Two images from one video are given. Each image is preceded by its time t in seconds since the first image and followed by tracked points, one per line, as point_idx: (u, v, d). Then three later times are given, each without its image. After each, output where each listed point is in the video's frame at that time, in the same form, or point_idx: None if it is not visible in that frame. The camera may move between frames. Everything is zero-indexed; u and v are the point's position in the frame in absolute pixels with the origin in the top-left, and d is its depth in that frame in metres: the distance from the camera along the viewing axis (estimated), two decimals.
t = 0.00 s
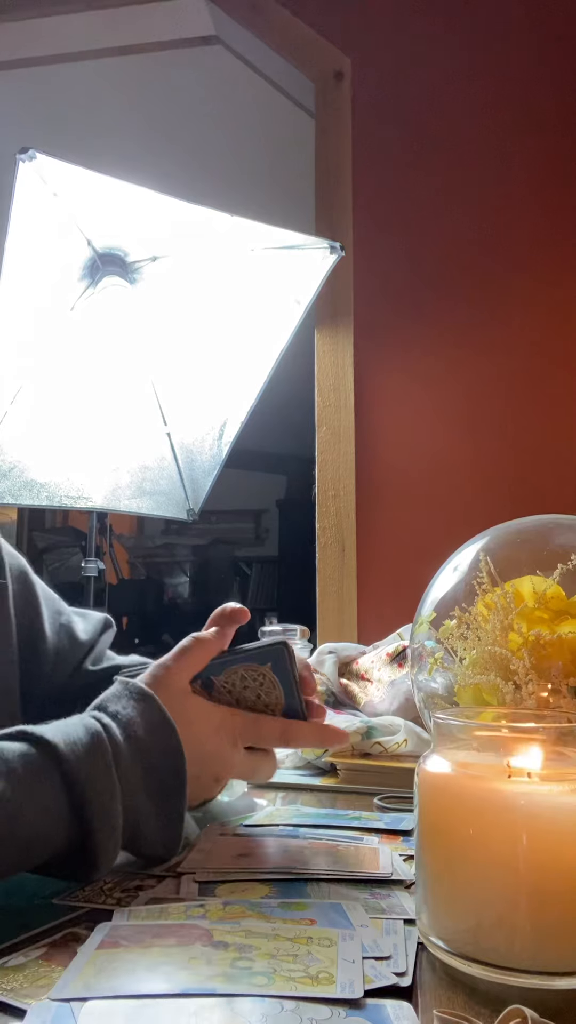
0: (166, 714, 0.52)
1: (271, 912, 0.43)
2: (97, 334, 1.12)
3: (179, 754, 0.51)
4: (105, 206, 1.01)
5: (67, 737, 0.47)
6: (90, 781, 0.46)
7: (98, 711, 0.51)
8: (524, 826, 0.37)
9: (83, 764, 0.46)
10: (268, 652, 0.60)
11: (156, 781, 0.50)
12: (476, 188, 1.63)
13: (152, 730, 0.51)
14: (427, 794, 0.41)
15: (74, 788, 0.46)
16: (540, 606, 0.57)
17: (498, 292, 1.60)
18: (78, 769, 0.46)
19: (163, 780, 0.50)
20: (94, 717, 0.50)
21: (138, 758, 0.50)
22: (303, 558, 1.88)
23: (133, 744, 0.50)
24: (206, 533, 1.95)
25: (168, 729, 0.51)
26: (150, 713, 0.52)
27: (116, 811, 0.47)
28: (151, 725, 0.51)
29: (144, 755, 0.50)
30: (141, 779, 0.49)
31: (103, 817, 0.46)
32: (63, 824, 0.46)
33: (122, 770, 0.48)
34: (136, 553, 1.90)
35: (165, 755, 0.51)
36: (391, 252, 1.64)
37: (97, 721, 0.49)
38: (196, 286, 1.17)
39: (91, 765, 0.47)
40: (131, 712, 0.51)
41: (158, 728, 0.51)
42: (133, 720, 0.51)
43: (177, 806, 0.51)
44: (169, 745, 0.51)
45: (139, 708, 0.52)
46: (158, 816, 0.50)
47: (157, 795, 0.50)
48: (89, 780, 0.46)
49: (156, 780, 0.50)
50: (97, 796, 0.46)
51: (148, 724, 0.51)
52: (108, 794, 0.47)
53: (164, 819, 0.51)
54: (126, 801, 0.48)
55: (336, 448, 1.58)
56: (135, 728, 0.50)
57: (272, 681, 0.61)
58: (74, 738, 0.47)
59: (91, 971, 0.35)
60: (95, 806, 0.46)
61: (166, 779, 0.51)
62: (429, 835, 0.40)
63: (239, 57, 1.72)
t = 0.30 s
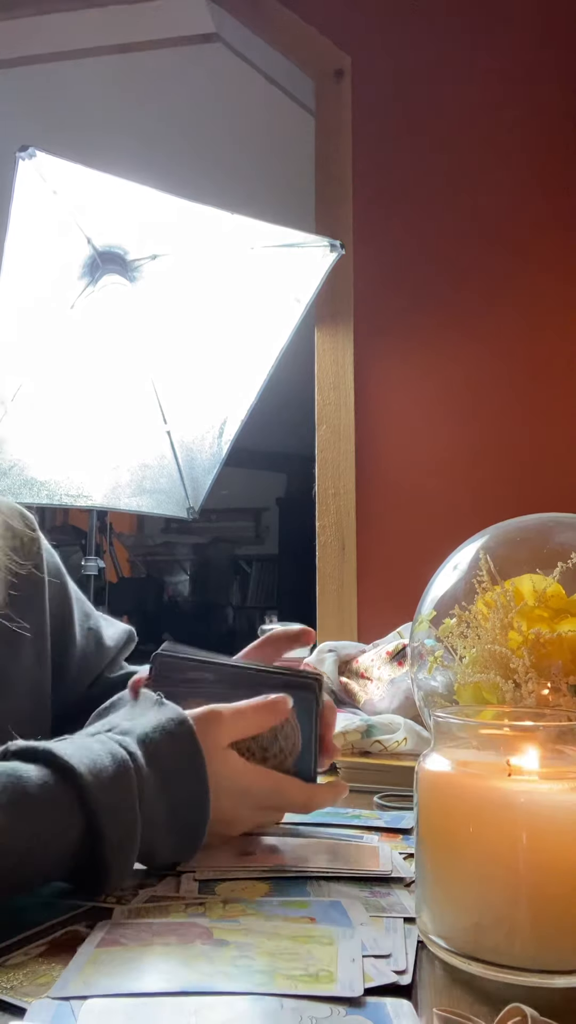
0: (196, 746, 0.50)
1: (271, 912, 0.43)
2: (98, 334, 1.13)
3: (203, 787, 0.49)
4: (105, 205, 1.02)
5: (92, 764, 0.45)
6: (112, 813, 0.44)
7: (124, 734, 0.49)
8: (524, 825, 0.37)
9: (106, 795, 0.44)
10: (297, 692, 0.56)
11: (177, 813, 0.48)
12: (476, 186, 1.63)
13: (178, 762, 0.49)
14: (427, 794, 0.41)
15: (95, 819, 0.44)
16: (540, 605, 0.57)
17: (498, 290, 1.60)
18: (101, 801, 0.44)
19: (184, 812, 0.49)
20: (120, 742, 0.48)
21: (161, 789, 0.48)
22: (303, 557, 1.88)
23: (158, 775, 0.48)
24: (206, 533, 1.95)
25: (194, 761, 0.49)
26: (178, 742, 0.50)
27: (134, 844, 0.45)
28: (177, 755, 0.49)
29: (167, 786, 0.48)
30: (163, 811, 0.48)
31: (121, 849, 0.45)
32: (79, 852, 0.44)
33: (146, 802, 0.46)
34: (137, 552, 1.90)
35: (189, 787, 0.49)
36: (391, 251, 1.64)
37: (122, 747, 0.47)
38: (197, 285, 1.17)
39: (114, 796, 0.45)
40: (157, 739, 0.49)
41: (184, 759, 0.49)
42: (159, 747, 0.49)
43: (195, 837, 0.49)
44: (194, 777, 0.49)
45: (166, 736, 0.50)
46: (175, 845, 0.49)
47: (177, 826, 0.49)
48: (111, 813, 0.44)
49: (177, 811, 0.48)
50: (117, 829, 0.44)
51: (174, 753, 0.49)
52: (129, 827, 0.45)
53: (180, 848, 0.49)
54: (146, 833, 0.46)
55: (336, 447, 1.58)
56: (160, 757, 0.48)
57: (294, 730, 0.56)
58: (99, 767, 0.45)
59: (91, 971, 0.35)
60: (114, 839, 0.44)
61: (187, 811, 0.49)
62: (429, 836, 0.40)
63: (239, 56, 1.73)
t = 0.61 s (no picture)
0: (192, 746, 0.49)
1: (270, 912, 0.43)
2: (98, 333, 1.14)
3: (202, 788, 0.49)
4: (105, 205, 1.02)
5: (86, 763, 0.46)
6: (106, 810, 0.44)
7: (122, 736, 0.49)
8: (524, 826, 0.37)
9: (100, 793, 0.45)
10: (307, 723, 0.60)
11: (176, 813, 0.48)
12: (477, 187, 1.63)
13: (175, 761, 0.49)
14: (427, 795, 0.41)
15: (89, 817, 0.44)
16: (540, 605, 0.57)
17: (498, 291, 1.60)
18: (95, 798, 0.44)
19: (184, 813, 0.48)
20: (117, 744, 0.48)
21: (159, 788, 0.47)
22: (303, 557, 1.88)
23: (155, 774, 0.47)
24: (206, 533, 1.95)
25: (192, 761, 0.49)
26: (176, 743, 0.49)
27: (130, 843, 0.45)
28: (175, 755, 0.49)
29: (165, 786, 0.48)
30: (161, 811, 0.47)
31: (117, 848, 0.45)
32: (76, 851, 0.44)
33: (142, 801, 0.46)
34: (137, 552, 1.87)
35: (188, 787, 0.48)
36: (391, 251, 1.64)
37: (118, 747, 0.48)
38: (197, 286, 1.17)
39: (109, 794, 0.45)
40: (154, 740, 0.49)
41: (182, 759, 0.49)
42: (156, 748, 0.49)
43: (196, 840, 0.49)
44: (192, 777, 0.49)
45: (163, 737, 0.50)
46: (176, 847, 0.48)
47: (177, 828, 0.48)
48: (105, 811, 0.44)
49: (176, 813, 0.48)
50: (112, 827, 0.44)
51: (173, 755, 0.49)
52: (124, 826, 0.45)
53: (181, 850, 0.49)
54: (143, 833, 0.46)
55: (336, 447, 1.58)
56: (158, 758, 0.48)
57: (304, 756, 0.59)
58: (93, 765, 0.46)
59: (90, 971, 0.35)
60: (109, 837, 0.44)
61: (186, 811, 0.48)
62: (429, 837, 0.40)
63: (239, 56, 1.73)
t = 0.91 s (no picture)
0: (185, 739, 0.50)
1: (270, 913, 0.43)
2: (98, 334, 1.14)
3: (196, 780, 0.50)
4: (105, 205, 1.03)
5: (82, 758, 0.46)
6: (104, 802, 0.45)
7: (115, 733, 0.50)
8: (524, 826, 0.37)
9: (97, 785, 0.45)
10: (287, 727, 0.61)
11: (171, 805, 0.49)
12: (477, 187, 1.63)
13: (168, 754, 0.49)
14: (427, 795, 0.41)
15: (87, 810, 0.44)
16: (540, 605, 0.57)
17: (499, 291, 1.60)
18: (92, 791, 0.45)
19: (179, 805, 0.49)
20: (111, 739, 0.49)
21: (153, 780, 0.48)
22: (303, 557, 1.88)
23: (149, 767, 0.48)
24: (206, 533, 1.95)
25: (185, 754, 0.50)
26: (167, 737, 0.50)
27: (128, 835, 0.46)
28: (167, 748, 0.50)
29: (159, 779, 0.48)
30: (156, 803, 0.48)
31: (115, 840, 0.45)
32: (73, 844, 0.45)
33: (138, 794, 0.47)
34: (137, 553, 1.89)
35: (181, 779, 0.49)
36: (392, 251, 1.64)
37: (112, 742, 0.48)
38: (197, 285, 1.17)
39: (105, 786, 0.45)
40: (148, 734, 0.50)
41: (175, 752, 0.50)
42: (150, 742, 0.50)
43: (191, 833, 0.49)
44: (185, 769, 0.49)
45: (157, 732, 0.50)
46: (173, 841, 0.49)
47: (172, 821, 0.49)
48: (103, 803, 0.45)
49: (171, 804, 0.49)
50: (110, 818, 0.45)
51: (166, 749, 0.50)
52: (121, 818, 0.45)
53: (178, 844, 0.49)
54: (140, 825, 0.47)
55: (336, 447, 1.58)
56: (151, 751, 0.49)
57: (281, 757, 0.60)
58: (89, 759, 0.46)
59: (90, 971, 0.35)
60: (107, 829, 0.45)
61: (181, 803, 0.49)
62: (428, 836, 0.40)
63: (239, 57, 1.73)
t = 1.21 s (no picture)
0: (173, 727, 0.50)
1: (270, 913, 0.43)
2: (99, 333, 1.14)
3: (185, 768, 0.50)
4: (105, 205, 1.03)
5: (70, 752, 0.46)
6: (95, 795, 0.45)
7: (103, 723, 0.50)
8: (524, 826, 0.37)
9: (87, 778, 0.45)
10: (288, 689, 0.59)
11: (162, 795, 0.49)
12: (478, 187, 1.63)
13: (156, 743, 0.49)
14: (427, 794, 0.41)
15: (79, 804, 0.44)
16: (540, 605, 0.57)
17: (499, 291, 1.60)
18: (83, 785, 0.45)
19: (170, 794, 0.49)
20: (98, 730, 0.49)
21: (143, 770, 0.48)
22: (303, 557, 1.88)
23: (139, 757, 0.48)
24: (206, 533, 1.95)
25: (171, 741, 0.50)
26: (155, 725, 0.50)
27: (121, 827, 0.46)
28: (155, 736, 0.49)
29: (149, 768, 0.48)
30: (147, 793, 0.48)
31: (108, 833, 0.45)
32: (67, 838, 0.45)
33: (129, 785, 0.47)
34: (137, 552, 1.91)
35: (171, 767, 0.49)
36: (392, 251, 1.64)
37: (100, 734, 0.48)
38: (197, 285, 1.17)
39: (96, 779, 0.45)
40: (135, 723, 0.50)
41: (163, 740, 0.50)
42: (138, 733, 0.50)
43: (184, 823, 0.49)
44: (174, 756, 0.49)
45: (144, 720, 0.50)
46: (167, 832, 0.49)
47: (164, 811, 0.49)
48: (94, 796, 0.45)
49: (163, 794, 0.49)
50: (102, 811, 0.45)
51: (154, 740, 0.49)
52: (114, 810, 0.45)
53: (172, 835, 0.49)
54: (133, 817, 0.47)
55: (336, 447, 1.58)
56: (139, 740, 0.49)
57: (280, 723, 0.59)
58: (77, 754, 0.46)
59: (90, 971, 0.35)
60: (100, 822, 0.45)
61: (172, 792, 0.49)
62: (428, 835, 0.40)
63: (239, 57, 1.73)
